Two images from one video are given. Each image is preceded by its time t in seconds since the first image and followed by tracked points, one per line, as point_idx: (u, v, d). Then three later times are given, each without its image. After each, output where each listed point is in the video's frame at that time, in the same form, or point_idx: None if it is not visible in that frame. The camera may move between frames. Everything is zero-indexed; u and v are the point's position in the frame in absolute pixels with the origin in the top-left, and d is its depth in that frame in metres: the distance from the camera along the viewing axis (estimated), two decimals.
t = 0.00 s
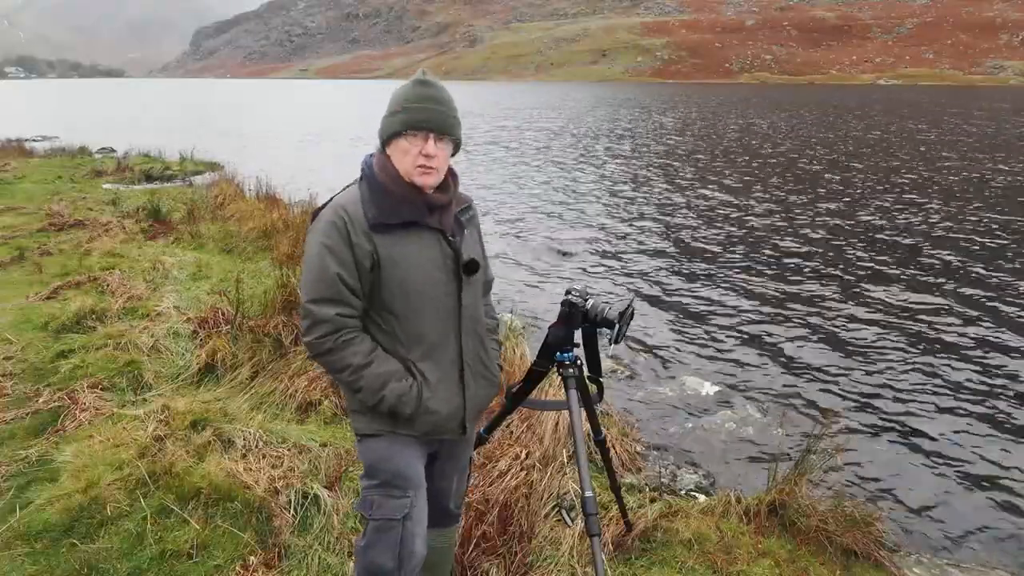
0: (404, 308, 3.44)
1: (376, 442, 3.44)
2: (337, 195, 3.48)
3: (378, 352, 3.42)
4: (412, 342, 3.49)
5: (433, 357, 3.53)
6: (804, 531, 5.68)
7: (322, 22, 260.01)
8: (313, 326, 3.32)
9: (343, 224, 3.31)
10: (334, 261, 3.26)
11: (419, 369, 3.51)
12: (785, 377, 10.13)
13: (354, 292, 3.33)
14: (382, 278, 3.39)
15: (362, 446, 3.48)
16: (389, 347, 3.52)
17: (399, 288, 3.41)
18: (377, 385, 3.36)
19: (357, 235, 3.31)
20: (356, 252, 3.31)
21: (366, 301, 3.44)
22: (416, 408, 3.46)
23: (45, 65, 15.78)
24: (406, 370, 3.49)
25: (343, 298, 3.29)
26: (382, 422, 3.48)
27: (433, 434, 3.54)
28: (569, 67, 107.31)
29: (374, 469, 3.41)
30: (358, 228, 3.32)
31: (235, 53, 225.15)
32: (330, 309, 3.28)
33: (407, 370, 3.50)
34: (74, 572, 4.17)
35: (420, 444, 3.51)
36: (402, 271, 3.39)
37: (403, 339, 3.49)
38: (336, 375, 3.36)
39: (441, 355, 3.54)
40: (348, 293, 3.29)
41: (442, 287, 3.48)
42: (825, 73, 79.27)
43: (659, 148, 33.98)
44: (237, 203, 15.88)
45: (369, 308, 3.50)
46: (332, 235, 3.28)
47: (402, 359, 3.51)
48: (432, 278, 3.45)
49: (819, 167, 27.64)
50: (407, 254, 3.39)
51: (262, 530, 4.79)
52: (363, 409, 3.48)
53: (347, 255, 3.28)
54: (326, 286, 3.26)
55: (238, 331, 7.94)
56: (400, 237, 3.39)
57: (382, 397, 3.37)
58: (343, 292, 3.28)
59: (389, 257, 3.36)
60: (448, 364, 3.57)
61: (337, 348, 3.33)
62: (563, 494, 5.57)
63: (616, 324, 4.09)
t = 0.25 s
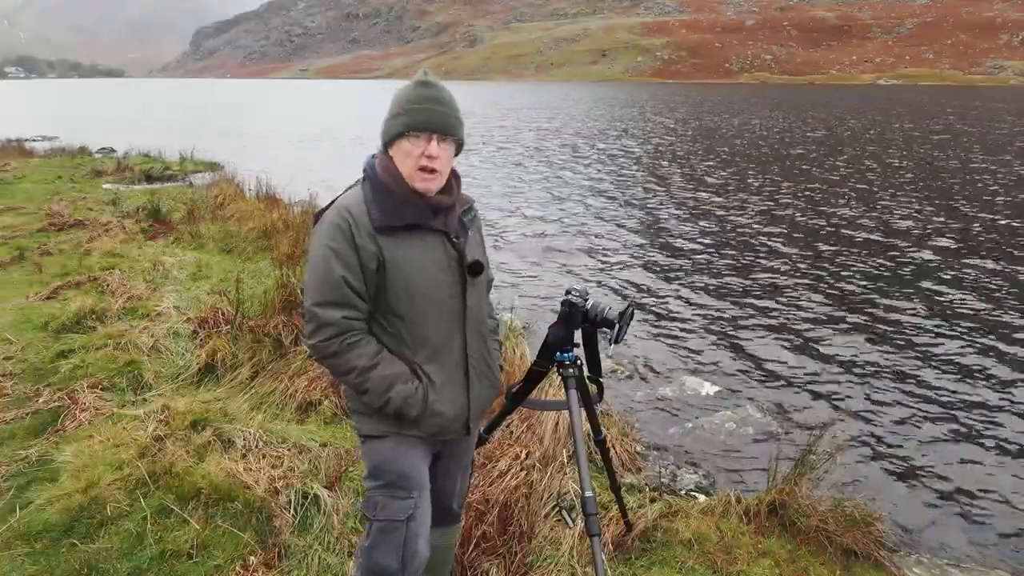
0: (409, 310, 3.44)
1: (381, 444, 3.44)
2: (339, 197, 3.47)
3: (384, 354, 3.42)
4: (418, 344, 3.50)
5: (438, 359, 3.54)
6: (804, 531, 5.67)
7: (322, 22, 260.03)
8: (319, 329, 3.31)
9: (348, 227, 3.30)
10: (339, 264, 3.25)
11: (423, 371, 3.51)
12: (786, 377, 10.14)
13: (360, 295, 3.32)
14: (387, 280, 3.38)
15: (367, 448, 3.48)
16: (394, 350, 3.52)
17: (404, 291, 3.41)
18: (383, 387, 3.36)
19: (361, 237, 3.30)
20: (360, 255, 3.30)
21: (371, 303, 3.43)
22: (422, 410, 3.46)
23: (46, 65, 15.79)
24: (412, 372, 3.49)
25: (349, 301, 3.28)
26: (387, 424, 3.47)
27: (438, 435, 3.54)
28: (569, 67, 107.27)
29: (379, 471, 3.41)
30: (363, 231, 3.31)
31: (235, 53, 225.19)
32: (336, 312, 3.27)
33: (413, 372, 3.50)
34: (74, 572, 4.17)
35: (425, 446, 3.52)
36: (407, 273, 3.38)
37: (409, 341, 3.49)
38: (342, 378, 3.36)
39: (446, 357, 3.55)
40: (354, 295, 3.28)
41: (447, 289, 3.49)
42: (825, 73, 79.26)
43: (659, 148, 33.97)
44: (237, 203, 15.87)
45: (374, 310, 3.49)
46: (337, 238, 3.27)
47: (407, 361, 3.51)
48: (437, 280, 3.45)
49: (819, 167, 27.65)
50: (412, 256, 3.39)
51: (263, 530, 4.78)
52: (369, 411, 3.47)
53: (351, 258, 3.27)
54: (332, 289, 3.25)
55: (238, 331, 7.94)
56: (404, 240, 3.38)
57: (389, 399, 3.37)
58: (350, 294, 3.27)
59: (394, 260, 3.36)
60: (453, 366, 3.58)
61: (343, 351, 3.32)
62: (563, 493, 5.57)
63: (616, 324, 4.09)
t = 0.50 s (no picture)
0: (409, 313, 3.44)
1: (381, 445, 3.44)
2: (340, 197, 3.48)
3: (383, 356, 3.42)
4: (418, 347, 3.50)
5: (438, 361, 3.54)
6: (804, 531, 5.67)
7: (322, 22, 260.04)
8: (319, 331, 3.31)
9: (348, 229, 3.30)
10: (339, 266, 3.25)
11: (423, 373, 3.51)
12: (787, 377, 10.14)
13: (360, 296, 3.33)
14: (387, 283, 3.38)
15: (367, 450, 3.48)
16: (394, 351, 3.52)
17: (404, 293, 3.40)
18: (383, 390, 3.36)
19: (362, 239, 3.30)
20: (360, 257, 3.30)
21: (371, 306, 3.44)
22: (422, 412, 3.46)
23: (46, 65, 15.79)
24: (412, 374, 3.49)
25: (349, 303, 3.29)
26: (387, 426, 3.47)
27: (438, 437, 3.54)
28: (569, 67, 107.30)
29: (379, 472, 3.41)
30: (363, 233, 3.31)
31: (235, 53, 225.20)
32: (336, 314, 3.28)
33: (413, 374, 3.50)
34: (74, 572, 4.17)
35: (426, 446, 3.52)
36: (406, 276, 3.38)
37: (409, 343, 3.49)
38: (342, 379, 3.36)
39: (447, 360, 3.55)
40: (353, 298, 3.28)
41: (447, 291, 3.49)
42: (824, 73, 79.26)
43: (659, 148, 33.98)
44: (237, 203, 15.88)
45: (374, 312, 3.49)
46: (336, 240, 3.27)
47: (407, 364, 3.51)
48: (437, 282, 3.45)
49: (819, 167, 27.65)
50: (413, 258, 3.39)
51: (262, 529, 4.78)
52: (369, 413, 3.48)
53: (351, 260, 3.27)
54: (332, 291, 3.26)
55: (238, 331, 7.94)
56: (404, 242, 3.38)
57: (389, 401, 3.37)
58: (349, 296, 3.27)
59: (394, 262, 3.36)
60: (453, 368, 3.58)
61: (343, 353, 3.33)
62: (563, 493, 5.56)
63: (615, 324, 4.09)
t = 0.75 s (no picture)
0: (409, 313, 3.44)
1: (382, 445, 3.44)
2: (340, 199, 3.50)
3: (385, 357, 3.42)
4: (418, 347, 3.50)
5: (439, 362, 3.54)
6: (804, 531, 5.68)
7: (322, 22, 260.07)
8: (319, 332, 3.31)
9: (347, 229, 3.29)
10: (339, 268, 3.24)
11: (424, 373, 3.51)
12: (788, 377, 10.15)
13: (360, 298, 3.32)
14: (387, 284, 3.38)
15: (368, 450, 3.48)
16: (395, 352, 3.52)
17: (404, 295, 3.40)
18: (384, 390, 3.36)
19: (361, 239, 3.29)
20: (360, 257, 3.29)
21: (372, 306, 3.43)
22: (424, 412, 3.46)
23: (46, 65, 15.78)
24: (414, 374, 3.49)
25: (349, 304, 3.29)
26: (389, 426, 3.48)
27: (439, 437, 3.54)
28: (569, 67, 107.29)
29: (380, 472, 3.41)
30: (362, 233, 3.30)
31: (235, 53, 225.19)
32: (336, 315, 3.27)
33: (414, 374, 3.50)
34: (74, 572, 4.17)
35: (427, 447, 3.52)
36: (406, 277, 3.38)
37: (409, 343, 3.49)
38: (344, 380, 3.36)
39: (447, 360, 3.55)
40: (353, 299, 3.28)
41: (446, 291, 3.48)
42: (824, 73, 79.23)
43: (659, 149, 33.98)
44: (237, 203, 15.87)
45: (374, 313, 3.48)
46: (336, 242, 3.26)
47: (408, 364, 3.51)
48: (437, 283, 3.45)
49: (819, 167, 27.64)
50: (411, 258, 3.38)
51: (262, 529, 4.78)
52: (370, 413, 3.48)
53: (351, 261, 3.27)
54: (332, 293, 3.25)
55: (238, 331, 7.94)
56: (405, 243, 3.38)
57: (390, 401, 3.37)
58: (349, 297, 3.27)
59: (395, 262, 3.35)
60: (453, 368, 3.59)
61: (344, 354, 3.32)
62: (563, 494, 5.56)
63: (616, 324, 4.09)
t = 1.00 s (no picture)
0: (412, 312, 3.45)
1: (387, 445, 3.44)
2: (343, 203, 3.38)
3: (390, 356, 3.42)
4: (422, 346, 3.50)
5: (442, 359, 3.55)
6: (804, 531, 5.68)
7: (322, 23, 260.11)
8: (323, 334, 3.31)
9: (348, 230, 3.29)
10: (342, 268, 3.24)
11: (429, 371, 3.52)
12: (788, 377, 10.15)
13: (363, 298, 3.32)
14: (389, 283, 3.38)
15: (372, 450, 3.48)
16: (398, 351, 3.52)
17: (406, 293, 3.40)
18: (390, 390, 3.37)
19: (363, 239, 3.29)
20: (362, 257, 3.29)
21: (374, 306, 3.44)
22: (429, 410, 3.47)
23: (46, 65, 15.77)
24: (418, 373, 3.50)
25: (353, 304, 3.29)
26: (395, 425, 3.48)
27: (445, 436, 3.55)
28: (569, 67, 107.29)
29: (384, 472, 3.42)
30: (364, 234, 3.30)
31: (235, 53, 225.24)
32: (340, 317, 3.27)
33: (419, 372, 3.51)
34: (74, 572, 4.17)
35: (431, 446, 3.53)
36: (408, 276, 3.38)
37: (413, 342, 3.50)
38: (350, 381, 3.36)
39: (450, 357, 3.56)
40: (356, 298, 3.28)
41: (448, 288, 3.50)
42: (824, 73, 79.22)
43: (659, 149, 33.98)
44: (237, 203, 15.87)
45: (377, 313, 3.49)
46: (338, 242, 3.25)
47: (413, 363, 3.52)
48: (438, 281, 3.46)
49: (819, 167, 27.64)
50: (413, 256, 3.39)
51: (262, 530, 4.78)
52: (376, 414, 3.49)
53: (353, 261, 3.27)
54: (335, 294, 3.25)
55: (238, 331, 7.93)
56: (405, 242, 3.38)
57: (396, 401, 3.38)
58: (353, 297, 3.27)
59: (396, 262, 3.35)
60: (457, 365, 3.60)
61: (349, 355, 3.32)
62: (563, 494, 5.56)
63: (615, 325, 4.10)
